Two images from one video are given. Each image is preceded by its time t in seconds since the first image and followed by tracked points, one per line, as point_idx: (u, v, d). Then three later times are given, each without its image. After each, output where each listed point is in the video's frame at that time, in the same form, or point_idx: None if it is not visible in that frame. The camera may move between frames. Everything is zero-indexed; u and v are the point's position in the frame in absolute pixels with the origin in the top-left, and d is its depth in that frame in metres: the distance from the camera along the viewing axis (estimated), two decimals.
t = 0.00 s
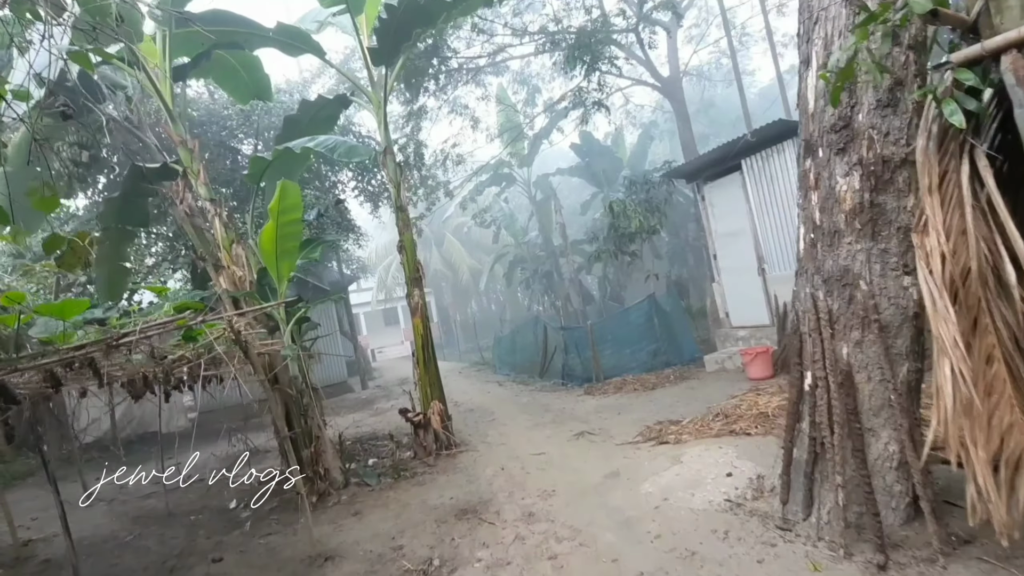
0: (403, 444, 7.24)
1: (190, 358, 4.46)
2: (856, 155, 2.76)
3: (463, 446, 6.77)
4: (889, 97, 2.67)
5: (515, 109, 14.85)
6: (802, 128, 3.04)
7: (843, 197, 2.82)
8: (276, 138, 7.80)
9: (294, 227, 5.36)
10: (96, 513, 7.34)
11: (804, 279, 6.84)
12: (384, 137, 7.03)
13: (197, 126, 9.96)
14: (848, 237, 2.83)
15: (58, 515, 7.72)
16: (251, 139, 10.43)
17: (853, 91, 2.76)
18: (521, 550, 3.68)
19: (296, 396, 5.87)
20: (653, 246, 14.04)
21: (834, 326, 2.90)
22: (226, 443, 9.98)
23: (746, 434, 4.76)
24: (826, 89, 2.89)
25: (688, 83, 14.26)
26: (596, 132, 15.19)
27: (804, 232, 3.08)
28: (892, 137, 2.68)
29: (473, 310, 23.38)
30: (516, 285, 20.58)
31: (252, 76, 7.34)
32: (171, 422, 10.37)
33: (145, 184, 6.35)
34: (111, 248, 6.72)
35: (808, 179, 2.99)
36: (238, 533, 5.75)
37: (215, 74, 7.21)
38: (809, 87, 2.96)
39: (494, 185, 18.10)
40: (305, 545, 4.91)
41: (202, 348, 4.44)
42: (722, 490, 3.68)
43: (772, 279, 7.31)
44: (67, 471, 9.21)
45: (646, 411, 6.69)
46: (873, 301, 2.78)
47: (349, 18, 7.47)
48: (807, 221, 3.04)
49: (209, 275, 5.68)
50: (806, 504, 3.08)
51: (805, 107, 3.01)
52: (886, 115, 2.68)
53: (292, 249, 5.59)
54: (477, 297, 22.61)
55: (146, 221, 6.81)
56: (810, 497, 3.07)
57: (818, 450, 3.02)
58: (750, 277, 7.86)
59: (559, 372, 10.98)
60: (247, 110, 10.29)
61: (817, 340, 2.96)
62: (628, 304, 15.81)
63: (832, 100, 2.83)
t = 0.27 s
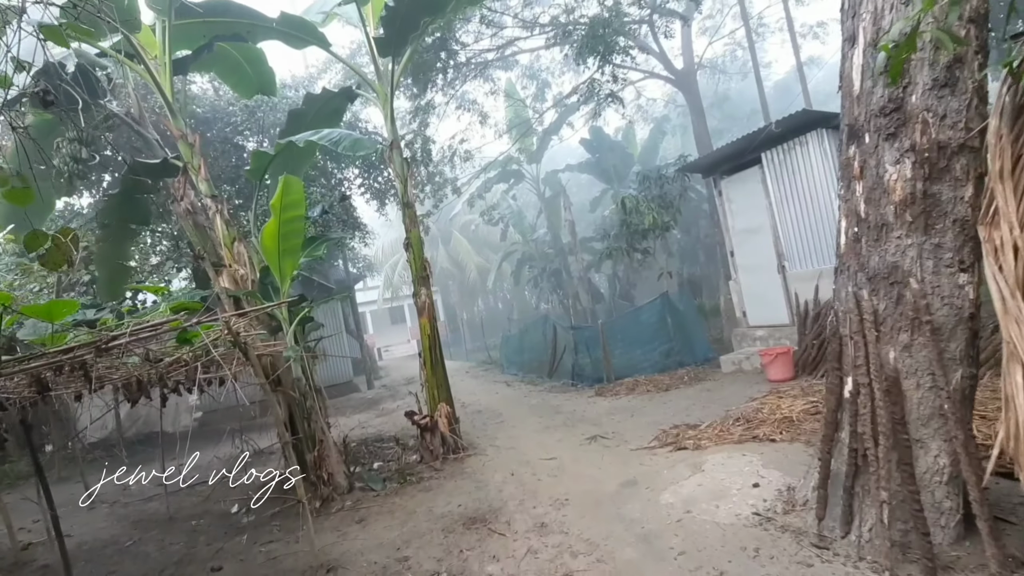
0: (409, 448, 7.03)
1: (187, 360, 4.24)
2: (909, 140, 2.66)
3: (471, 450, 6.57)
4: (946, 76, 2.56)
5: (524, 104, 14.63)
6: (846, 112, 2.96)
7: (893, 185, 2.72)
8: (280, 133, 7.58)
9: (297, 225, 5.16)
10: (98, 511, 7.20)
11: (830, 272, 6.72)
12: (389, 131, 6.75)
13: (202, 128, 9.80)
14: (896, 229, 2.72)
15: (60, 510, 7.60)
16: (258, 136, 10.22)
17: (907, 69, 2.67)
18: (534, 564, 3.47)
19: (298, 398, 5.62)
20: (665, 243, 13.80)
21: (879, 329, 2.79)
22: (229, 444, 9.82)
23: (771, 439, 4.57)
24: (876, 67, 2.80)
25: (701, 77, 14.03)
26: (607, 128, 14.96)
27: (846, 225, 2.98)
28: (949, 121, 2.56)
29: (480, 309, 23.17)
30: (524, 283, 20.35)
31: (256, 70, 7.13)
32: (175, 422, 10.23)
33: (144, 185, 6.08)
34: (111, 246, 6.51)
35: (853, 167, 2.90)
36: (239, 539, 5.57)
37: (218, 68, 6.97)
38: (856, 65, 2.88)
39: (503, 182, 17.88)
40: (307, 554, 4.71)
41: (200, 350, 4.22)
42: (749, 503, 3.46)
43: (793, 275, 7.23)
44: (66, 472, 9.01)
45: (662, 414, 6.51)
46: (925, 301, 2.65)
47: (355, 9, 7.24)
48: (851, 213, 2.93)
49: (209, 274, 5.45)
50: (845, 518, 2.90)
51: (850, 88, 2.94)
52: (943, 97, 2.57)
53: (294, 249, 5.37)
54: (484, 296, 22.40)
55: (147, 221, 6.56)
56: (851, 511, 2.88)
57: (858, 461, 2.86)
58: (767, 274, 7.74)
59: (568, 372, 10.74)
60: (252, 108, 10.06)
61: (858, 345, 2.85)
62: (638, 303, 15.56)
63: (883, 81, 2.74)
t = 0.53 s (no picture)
0: (416, 452, 6.79)
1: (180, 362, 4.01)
2: (966, 115, 2.39)
3: (480, 455, 6.31)
4: (1009, 44, 2.28)
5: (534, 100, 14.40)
6: (892, 87, 2.70)
7: (949, 166, 2.44)
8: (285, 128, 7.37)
9: (298, 220, 4.86)
10: (97, 513, 7.01)
11: (859, 266, 6.76)
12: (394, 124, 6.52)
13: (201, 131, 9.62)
14: (952, 215, 2.44)
15: (58, 512, 7.41)
16: (263, 133, 9.99)
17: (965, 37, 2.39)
18: None
19: (297, 399, 5.36)
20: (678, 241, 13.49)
21: (932, 326, 2.50)
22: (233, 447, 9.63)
23: (797, 447, 4.29)
24: (928, 37, 2.53)
25: (714, 72, 13.77)
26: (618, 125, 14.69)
27: (892, 212, 2.71)
28: (1013, 93, 2.27)
29: (488, 309, 22.94)
30: (534, 283, 20.10)
31: (260, 64, 6.84)
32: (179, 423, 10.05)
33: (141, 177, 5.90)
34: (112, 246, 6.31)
35: (901, 148, 2.63)
36: (237, 546, 5.34)
37: (218, 60, 6.66)
38: (903, 35, 2.61)
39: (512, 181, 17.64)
40: (305, 565, 4.47)
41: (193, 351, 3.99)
42: (780, 516, 3.19)
43: (817, 273, 7.32)
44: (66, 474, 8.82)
45: (678, 418, 6.23)
46: (985, 294, 2.37)
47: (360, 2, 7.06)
48: (898, 197, 2.67)
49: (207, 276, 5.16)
50: (893, 535, 2.62)
51: (897, 59, 2.67)
52: (1007, 66, 2.29)
53: (296, 247, 5.08)
54: (493, 296, 22.17)
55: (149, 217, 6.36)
56: (899, 528, 2.60)
57: (907, 473, 2.58)
58: (789, 272, 7.78)
59: (580, 373, 10.47)
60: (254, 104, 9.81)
61: (909, 344, 2.57)
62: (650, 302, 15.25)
63: (936, 51, 2.47)
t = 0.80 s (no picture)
0: (421, 457, 6.55)
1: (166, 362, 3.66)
2: None
3: (486, 460, 6.05)
4: None
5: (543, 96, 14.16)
6: (941, 55, 2.41)
7: (1009, 141, 2.16)
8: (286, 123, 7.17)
9: (293, 214, 4.61)
10: (94, 518, 6.82)
11: (885, 261, 6.48)
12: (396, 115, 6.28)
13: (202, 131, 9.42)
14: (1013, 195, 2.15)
15: (56, 516, 7.23)
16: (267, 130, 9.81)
17: None
18: None
19: (296, 402, 5.13)
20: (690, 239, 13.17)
21: (991, 322, 2.22)
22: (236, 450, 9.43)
23: (824, 455, 4.02)
24: None
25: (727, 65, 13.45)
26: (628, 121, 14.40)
27: (942, 194, 2.43)
28: None
29: (497, 310, 22.71)
30: (543, 283, 19.84)
31: (259, 55, 6.59)
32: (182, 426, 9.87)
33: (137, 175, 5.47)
34: (111, 242, 6.01)
35: (952, 121, 2.35)
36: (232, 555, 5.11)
37: (214, 50, 6.42)
38: None
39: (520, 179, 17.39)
40: None
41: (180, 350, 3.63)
42: (813, 532, 2.90)
43: (840, 270, 7.02)
44: (66, 477, 8.64)
45: (694, 422, 5.95)
46: None
47: None
48: (950, 177, 2.38)
49: (200, 272, 4.85)
50: (944, 558, 2.33)
51: (947, 23, 2.39)
52: None
53: (293, 242, 4.84)
54: (502, 297, 21.93)
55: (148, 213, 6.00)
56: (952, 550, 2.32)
57: (960, 488, 2.29)
58: (811, 269, 7.49)
59: (590, 375, 10.19)
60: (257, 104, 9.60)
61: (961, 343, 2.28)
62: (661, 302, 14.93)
63: (994, 10, 2.20)
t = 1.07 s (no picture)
0: (424, 461, 6.34)
1: (145, 366, 3.43)
2: None
3: (492, 464, 5.85)
4: None
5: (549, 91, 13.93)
6: (991, 27, 2.17)
7: None
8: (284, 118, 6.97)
9: (287, 211, 4.48)
10: (93, 522, 6.68)
11: (906, 257, 6.19)
12: (396, 107, 6.08)
13: (201, 127, 9.29)
14: None
15: (55, 521, 7.10)
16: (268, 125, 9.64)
17: None
18: None
19: (292, 406, 4.95)
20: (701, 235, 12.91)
21: None
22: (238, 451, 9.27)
23: (849, 463, 3.77)
24: None
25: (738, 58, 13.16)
26: (637, 116, 14.13)
27: (990, 181, 2.19)
28: None
29: (505, 308, 22.51)
30: (551, 281, 19.63)
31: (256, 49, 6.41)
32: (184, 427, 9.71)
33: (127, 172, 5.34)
34: (100, 244, 5.92)
35: (1006, 103, 2.10)
36: (230, 564, 4.92)
37: (210, 43, 6.24)
38: None
39: (527, 175, 17.12)
40: None
41: (161, 353, 3.40)
42: (846, 553, 2.66)
43: (859, 266, 6.73)
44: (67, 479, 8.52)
45: (708, 426, 5.72)
46: None
47: None
48: (1000, 164, 2.15)
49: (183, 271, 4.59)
50: None
51: None
52: None
53: (288, 239, 4.70)
54: (509, 295, 21.74)
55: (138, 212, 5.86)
56: None
57: (1016, 512, 2.06)
58: (828, 265, 7.22)
59: (600, 374, 9.96)
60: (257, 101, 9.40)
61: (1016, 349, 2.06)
62: (672, 300, 14.69)
63: None
